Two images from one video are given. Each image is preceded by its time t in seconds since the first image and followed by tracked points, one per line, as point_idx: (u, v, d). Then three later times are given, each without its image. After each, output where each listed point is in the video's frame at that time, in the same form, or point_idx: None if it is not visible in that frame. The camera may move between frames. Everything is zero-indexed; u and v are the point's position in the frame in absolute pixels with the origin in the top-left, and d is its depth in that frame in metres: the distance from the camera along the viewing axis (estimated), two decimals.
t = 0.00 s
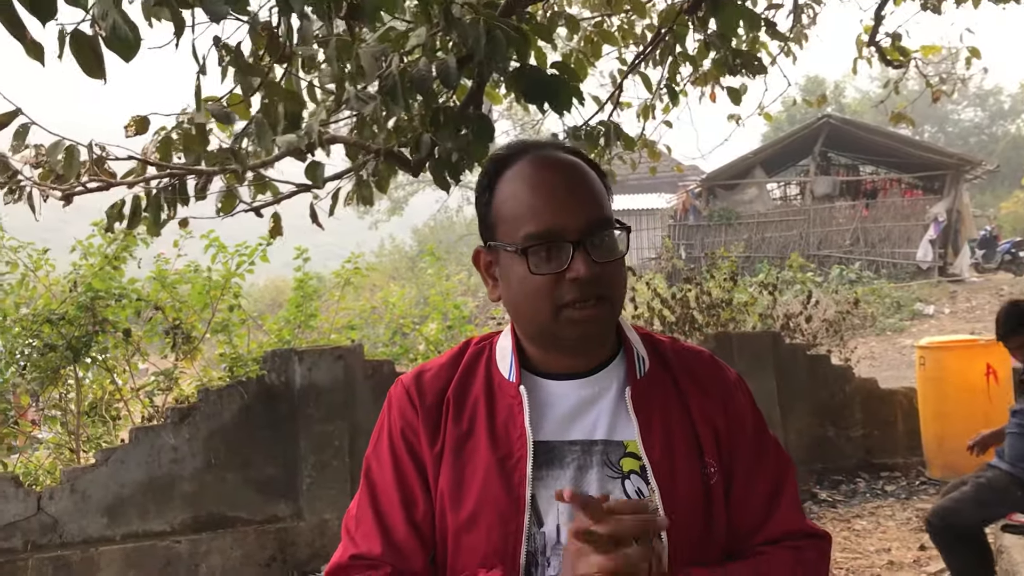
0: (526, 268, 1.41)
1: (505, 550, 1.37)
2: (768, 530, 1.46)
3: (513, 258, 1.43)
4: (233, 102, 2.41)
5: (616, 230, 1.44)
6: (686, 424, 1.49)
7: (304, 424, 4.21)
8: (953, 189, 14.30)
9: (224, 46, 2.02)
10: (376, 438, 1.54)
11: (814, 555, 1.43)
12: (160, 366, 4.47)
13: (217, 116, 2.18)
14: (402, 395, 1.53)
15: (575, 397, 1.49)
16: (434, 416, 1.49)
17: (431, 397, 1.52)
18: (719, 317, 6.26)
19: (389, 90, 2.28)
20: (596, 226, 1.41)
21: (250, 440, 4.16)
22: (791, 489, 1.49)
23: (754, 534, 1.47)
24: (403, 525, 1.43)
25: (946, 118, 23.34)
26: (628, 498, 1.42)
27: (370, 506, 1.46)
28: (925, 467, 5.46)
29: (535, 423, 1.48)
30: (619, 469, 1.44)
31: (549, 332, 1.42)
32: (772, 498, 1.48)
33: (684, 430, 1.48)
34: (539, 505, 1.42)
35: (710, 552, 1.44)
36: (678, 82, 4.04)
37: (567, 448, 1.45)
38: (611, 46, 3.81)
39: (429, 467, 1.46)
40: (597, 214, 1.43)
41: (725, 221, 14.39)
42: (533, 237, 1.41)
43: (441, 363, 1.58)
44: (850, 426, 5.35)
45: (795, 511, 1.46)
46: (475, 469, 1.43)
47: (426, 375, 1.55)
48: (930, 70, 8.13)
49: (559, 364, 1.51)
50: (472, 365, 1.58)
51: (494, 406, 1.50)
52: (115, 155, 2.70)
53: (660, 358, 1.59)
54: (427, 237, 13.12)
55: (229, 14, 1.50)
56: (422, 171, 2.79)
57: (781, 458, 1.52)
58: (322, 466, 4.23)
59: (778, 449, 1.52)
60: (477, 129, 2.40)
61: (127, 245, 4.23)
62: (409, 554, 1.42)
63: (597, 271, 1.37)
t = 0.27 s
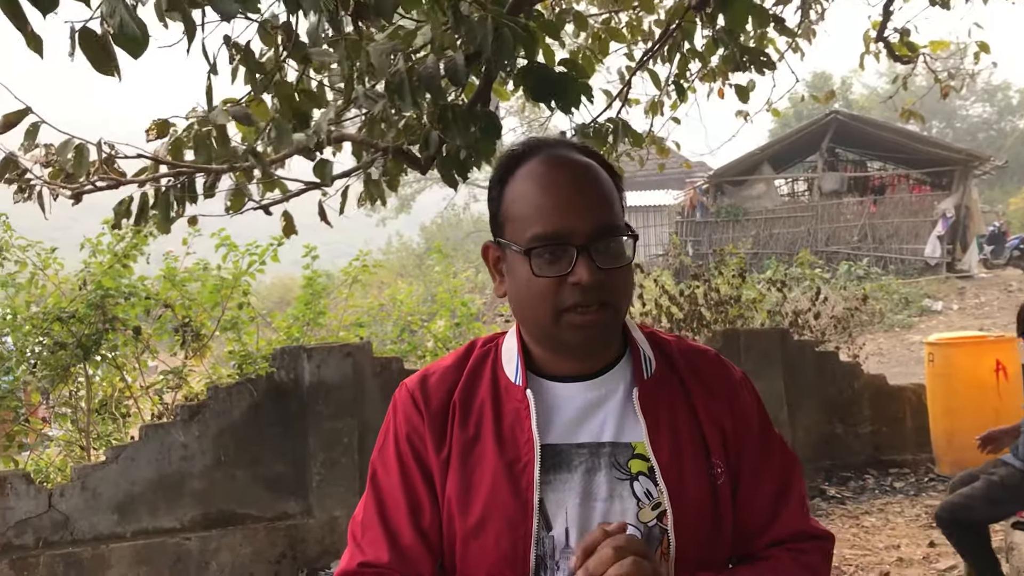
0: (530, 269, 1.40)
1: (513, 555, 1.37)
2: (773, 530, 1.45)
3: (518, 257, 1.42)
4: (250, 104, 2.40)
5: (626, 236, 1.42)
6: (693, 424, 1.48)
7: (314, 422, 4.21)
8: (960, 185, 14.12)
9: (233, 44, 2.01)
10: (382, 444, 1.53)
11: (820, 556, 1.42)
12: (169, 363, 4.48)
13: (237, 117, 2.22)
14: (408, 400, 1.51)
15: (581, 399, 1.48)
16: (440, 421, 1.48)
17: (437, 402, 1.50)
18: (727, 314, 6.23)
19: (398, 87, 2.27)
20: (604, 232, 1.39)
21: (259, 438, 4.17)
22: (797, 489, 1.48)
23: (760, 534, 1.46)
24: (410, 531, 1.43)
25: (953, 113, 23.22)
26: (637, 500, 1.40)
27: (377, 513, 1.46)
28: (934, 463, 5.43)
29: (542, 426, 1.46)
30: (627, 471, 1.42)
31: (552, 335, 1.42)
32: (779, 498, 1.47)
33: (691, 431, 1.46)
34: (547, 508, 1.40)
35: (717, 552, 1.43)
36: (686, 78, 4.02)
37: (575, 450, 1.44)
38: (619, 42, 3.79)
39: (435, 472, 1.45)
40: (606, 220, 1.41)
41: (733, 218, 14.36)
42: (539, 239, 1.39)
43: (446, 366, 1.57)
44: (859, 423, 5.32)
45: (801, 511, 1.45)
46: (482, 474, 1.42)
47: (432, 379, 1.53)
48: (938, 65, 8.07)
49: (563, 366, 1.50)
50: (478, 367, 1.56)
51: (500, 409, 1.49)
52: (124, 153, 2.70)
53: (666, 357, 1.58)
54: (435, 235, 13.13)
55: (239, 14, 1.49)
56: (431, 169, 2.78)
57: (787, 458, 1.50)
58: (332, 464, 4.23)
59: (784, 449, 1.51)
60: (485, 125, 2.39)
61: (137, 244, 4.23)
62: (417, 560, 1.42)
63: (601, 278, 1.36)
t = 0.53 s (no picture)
0: (532, 261, 1.38)
1: (525, 552, 1.35)
2: (787, 526, 1.42)
3: (521, 249, 1.40)
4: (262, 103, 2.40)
5: (632, 230, 1.39)
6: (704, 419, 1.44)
7: (322, 418, 4.21)
8: (970, 178, 14.10)
9: (246, 41, 2.00)
10: (392, 442, 1.50)
11: (835, 552, 1.39)
12: (179, 360, 4.48)
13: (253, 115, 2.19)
14: (418, 398, 1.49)
15: (592, 395, 1.46)
16: (450, 418, 1.46)
17: (446, 400, 1.48)
18: (737, 310, 6.18)
19: (406, 83, 2.25)
20: (609, 224, 1.37)
21: (268, 435, 4.17)
22: (812, 484, 1.44)
23: (774, 530, 1.43)
24: (421, 528, 1.40)
25: (963, 107, 23.04)
26: (648, 496, 1.39)
27: (388, 510, 1.43)
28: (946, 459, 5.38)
29: (552, 423, 1.44)
30: (638, 467, 1.41)
31: (555, 328, 1.39)
32: (793, 493, 1.44)
33: (702, 426, 1.43)
34: (558, 505, 1.39)
35: (730, 549, 1.40)
36: (695, 72, 3.97)
37: (585, 447, 1.42)
38: (627, 36, 3.75)
39: (445, 469, 1.43)
40: (611, 212, 1.38)
41: (742, 213, 14.28)
42: (542, 230, 1.38)
43: (455, 364, 1.54)
44: (870, 418, 5.27)
45: (816, 507, 1.42)
46: (493, 471, 1.40)
47: (441, 376, 1.51)
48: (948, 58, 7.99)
49: (572, 362, 1.47)
50: (487, 364, 1.54)
51: (510, 406, 1.47)
52: (132, 150, 2.69)
53: (678, 352, 1.55)
54: (443, 231, 13.11)
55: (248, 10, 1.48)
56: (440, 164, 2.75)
57: (801, 453, 1.47)
58: (341, 460, 4.22)
59: (798, 444, 1.48)
60: (494, 121, 2.37)
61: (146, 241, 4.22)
62: (428, 558, 1.39)
63: (603, 270, 1.33)
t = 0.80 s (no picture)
0: (509, 249, 1.40)
1: (533, 543, 1.33)
2: (799, 518, 1.39)
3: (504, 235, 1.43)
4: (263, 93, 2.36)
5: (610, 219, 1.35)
6: (714, 410, 1.42)
7: (330, 413, 4.20)
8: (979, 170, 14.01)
9: (251, 34, 1.97)
10: (400, 431, 1.48)
11: (847, 543, 1.37)
12: (186, 356, 4.48)
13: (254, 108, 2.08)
14: (424, 386, 1.46)
15: (599, 384, 1.43)
16: (457, 407, 1.43)
17: (453, 388, 1.45)
18: (745, 303, 6.14)
19: (411, 77, 2.20)
20: (581, 212, 1.34)
21: (276, 429, 4.16)
22: (822, 474, 1.42)
23: (785, 522, 1.41)
24: (429, 517, 1.38)
25: (971, 99, 22.89)
26: (656, 487, 1.36)
27: (396, 499, 1.41)
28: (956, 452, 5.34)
29: (558, 413, 1.41)
30: (646, 458, 1.38)
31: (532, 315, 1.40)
32: (804, 485, 1.42)
33: (712, 419, 1.40)
34: (564, 495, 1.37)
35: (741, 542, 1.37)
36: (703, 64, 3.93)
37: (592, 437, 1.39)
38: (634, 28, 3.71)
39: (453, 459, 1.40)
40: (586, 199, 1.35)
41: (748, 206, 14.20)
42: (516, 218, 1.39)
43: (462, 354, 1.51)
44: (879, 411, 5.23)
45: (827, 498, 1.40)
46: (499, 460, 1.37)
47: (448, 365, 1.48)
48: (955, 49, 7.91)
49: (577, 352, 1.44)
50: (494, 353, 1.51)
51: (516, 395, 1.44)
52: (139, 146, 2.65)
53: (686, 342, 1.52)
54: (449, 226, 13.09)
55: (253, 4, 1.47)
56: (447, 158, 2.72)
57: (811, 444, 1.45)
58: (349, 455, 4.22)
59: (809, 435, 1.45)
60: (500, 113, 2.33)
61: (150, 237, 4.23)
62: (438, 547, 1.37)
63: (565, 260, 1.33)
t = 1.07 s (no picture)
0: (511, 231, 1.40)
1: (538, 533, 1.31)
2: (804, 512, 1.38)
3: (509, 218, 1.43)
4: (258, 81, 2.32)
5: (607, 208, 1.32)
6: (720, 402, 1.40)
7: (334, 407, 4.19)
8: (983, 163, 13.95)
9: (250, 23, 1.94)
10: (402, 421, 1.46)
11: (853, 538, 1.36)
12: (189, 350, 4.47)
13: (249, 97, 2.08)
14: (427, 375, 1.44)
15: (603, 374, 1.42)
16: (460, 397, 1.41)
17: (457, 378, 1.42)
18: (750, 296, 6.11)
19: (415, 70, 2.17)
20: (578, 199, 1.32)
21: (280, 423, 4.16)
22: (828, 468, 1.41)
23: (790, 517, 1.39)
24: (433, 508, 1.36)
25: (976, 90, 22.75)
26: (661, 478, 1.35)
27: (400, 490, 1.39)
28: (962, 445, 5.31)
29: (563, 403, 1.40)
30: (651, 448, 1.36)
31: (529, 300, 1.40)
32: (810, 479, 1.40)
33: (718, 411, 1.38)
34: (569, 486, 1.35)
35: (745, 536, 1.36)
36: (707, 56, 3.90)
37: (597, 427, 1.38)
38: (638, 19, 3.67)
39: (456, 449, 1.38)
40: (584, 187, 1.33)
41: (752, 199, 14.13)
42: (518, 201, 1.38)
43: (465, 343, 1.49)
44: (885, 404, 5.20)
45: (833, 492, 1.38)
46: (504, 451, 1.35)
47: (451, 354, 1.46)
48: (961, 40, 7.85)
49: (580, 341, 1.43)
50: (498, 342, 1.49)
51: (520, 384, 1.42)
52: (142, 139, 2.62)
53: (692, 334, 1.50)
54: (453, 219, 13.07)
55: None
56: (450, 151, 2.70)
57: (817, 438, 1.43)
58: (353, 448, 4.21)
59: (814, 428, 1.44)
60: (504, 104, 2.31)
61: (154, 230, 4.24)
62: (442, 538, 1.35)
63: (556, 245, 1.31)
